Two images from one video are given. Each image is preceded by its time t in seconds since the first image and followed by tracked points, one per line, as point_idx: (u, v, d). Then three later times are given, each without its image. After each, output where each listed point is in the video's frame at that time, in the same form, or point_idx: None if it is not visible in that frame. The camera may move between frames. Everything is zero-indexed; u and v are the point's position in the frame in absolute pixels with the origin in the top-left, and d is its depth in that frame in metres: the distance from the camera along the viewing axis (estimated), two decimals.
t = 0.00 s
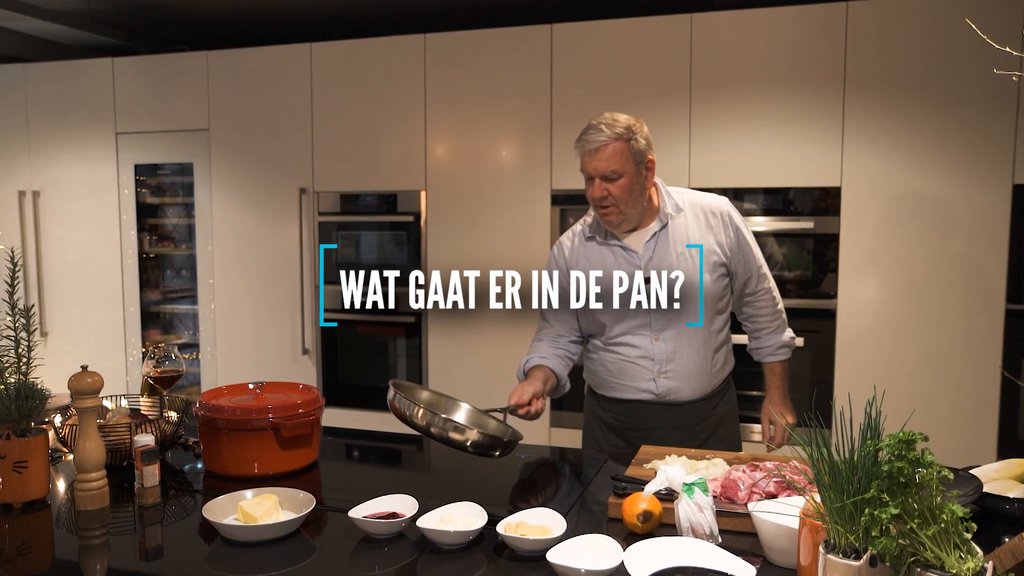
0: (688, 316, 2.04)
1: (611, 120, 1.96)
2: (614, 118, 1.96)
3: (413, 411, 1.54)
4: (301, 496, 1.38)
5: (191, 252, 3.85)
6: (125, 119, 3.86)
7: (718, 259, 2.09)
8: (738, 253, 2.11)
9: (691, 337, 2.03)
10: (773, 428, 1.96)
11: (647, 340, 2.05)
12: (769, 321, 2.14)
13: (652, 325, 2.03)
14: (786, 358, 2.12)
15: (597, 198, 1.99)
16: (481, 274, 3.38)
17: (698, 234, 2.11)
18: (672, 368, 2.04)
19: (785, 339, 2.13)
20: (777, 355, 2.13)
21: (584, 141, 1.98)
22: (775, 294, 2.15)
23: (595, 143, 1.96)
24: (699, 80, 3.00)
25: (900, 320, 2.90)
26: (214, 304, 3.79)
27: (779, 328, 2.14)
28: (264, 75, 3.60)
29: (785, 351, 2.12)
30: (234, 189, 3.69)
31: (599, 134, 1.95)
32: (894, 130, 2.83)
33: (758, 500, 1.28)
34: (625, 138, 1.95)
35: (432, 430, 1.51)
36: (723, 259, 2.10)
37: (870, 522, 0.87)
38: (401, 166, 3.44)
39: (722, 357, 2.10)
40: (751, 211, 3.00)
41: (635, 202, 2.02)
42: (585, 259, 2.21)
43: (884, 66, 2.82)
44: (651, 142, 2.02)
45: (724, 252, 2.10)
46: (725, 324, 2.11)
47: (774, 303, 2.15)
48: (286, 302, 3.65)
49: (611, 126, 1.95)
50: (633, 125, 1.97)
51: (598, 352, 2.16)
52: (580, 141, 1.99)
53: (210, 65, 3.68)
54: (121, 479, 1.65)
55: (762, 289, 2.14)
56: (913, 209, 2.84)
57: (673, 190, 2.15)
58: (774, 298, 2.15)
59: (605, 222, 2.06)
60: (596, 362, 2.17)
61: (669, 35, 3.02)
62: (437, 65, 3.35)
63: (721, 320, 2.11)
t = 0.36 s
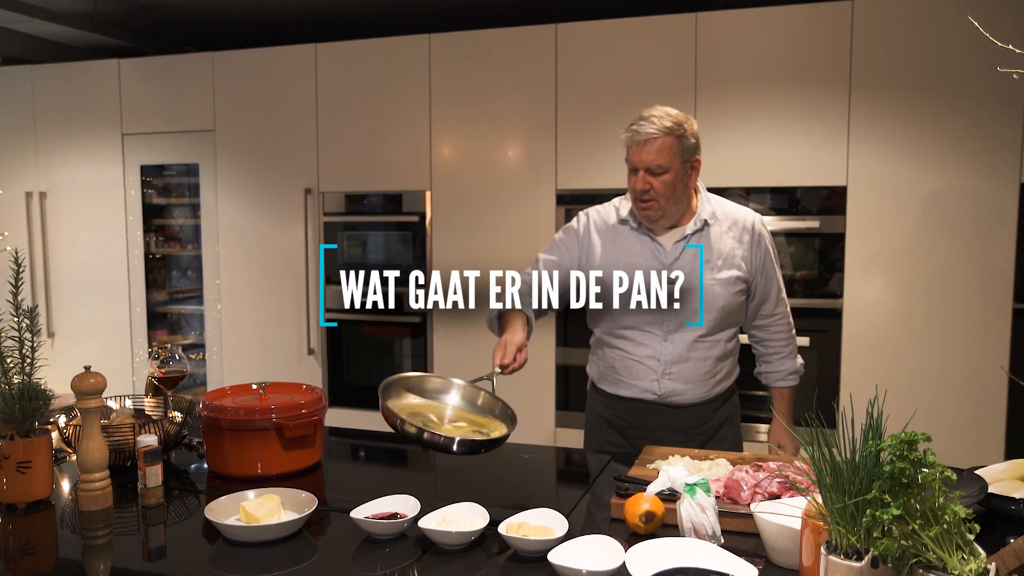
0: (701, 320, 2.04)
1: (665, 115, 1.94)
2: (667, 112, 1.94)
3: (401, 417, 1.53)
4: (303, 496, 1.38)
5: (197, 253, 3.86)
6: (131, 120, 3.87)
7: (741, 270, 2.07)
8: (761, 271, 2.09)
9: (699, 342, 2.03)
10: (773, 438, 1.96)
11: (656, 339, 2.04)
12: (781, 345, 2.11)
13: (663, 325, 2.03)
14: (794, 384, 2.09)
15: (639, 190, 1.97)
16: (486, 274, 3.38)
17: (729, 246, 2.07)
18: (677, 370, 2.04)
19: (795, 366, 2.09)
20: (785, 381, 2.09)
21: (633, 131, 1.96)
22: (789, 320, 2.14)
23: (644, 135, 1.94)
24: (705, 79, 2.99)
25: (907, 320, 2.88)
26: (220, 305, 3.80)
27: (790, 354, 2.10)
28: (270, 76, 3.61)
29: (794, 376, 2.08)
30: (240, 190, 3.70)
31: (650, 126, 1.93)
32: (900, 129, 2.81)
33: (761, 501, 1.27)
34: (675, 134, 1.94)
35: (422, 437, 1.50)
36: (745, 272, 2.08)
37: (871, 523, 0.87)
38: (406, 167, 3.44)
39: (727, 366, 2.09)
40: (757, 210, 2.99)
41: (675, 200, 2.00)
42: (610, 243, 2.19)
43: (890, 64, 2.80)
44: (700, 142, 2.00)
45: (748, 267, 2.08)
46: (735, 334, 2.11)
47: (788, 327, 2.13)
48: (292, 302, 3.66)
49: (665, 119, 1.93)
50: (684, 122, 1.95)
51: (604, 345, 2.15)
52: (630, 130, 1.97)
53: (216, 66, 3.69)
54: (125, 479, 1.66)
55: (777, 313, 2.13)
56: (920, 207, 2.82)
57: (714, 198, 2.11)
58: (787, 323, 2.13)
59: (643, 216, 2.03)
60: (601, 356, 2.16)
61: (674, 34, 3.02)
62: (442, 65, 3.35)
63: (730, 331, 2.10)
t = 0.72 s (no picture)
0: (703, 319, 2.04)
1: (662, 115, 1.94)
2: (664, 113, 1.95)
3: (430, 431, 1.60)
4: (304, 496, 1.38)
5: (203, 254, 3.87)
6: (135, 121, 3.88)
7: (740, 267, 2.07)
8: (760, 267, 2.10)
9: (701, 341, 2.03)
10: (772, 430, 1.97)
11: (660, 339, 2.03)
12: (779, 341, 2.12)
13: (665, 324, 2.03)
14: (793, 380, 2.10)
15: (636, 190, 1.97)
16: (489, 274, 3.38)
17: (727, 242, 2.07)
18: (680, 369, 2.03)
19: (793, 362, 2.10)
20: (784, 376, 2.10)
21: (631, 132, 1.96)
22: (787, 315, 2.14)
23: (642, 135, 1.94)
24: (708, 79, 2.99)
25: (913, 319, 2.87)
26: (225, 306, 3.81)
27: (788, 350, 2.12)
28: (274, 77, 3.62)
29: (793, 372, 2.09)
30: (245, 191, 3.71)
31: (647, 127, 1.93)
32: (905, 128, 2.80)
33: (763, 502, 1.26)
34: (673, 135, 1.94)
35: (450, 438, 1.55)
36: (744, 268, 2.08)
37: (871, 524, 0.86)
38: (410, 167, 3.44)
39: (728, 365, 2.09)
40: (761, 209, 2.98)
41: (673, 201, 2.00)
42: (607, 243, 2.19)
43: (894, 62, 2.79)
44: (696, 142, 2.00)
45: (747, 264, 2.08)
46: (735, 332, 2.11)
47: (785, 323, 2.14)
48: (297, 303, 3.67)
49: (663, 120, 1.93)
50: (681, 123, 1.96)
51: (605, 346, 2.14)
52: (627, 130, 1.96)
53: (220, 67, 3.70)
54: (128, 479, 1.66)
55: (775, 308, 2.13)
56: (925, 207, 2.81)
57: (710, 195, 2.11)
58: (785, 319, 2.14)
59: (640, 217, 2.03)
60: (602, 357, 2.16)
61: (677, 34, 3.01)
62: (445, 66, 3.35)
63: (730, 329, 2.09)
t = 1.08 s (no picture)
0: (695, 314, 2.03)
1: (623, 125, 1.90)
2: (625, 122, 1.90)
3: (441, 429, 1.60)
4: (304, 496, 1.39)
5: (207, 255, 3.88)
6: (140, 123, 3.89)
7: (725, 257, 2.05)
8: (745, 251, 2.08)
9: (697, 336, 2.02)
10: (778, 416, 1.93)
11: (654, 340, 2.04)
12: (776, 321, 2.12)
13: (659, 325, 2.03)
14: (797, 358, 2.10)
15: (602, 202, 1.92)
16: (491, 274, 3.38)
17: (705, 234, 2.05)
18: (679, 368, 2.02)
19: (795, 339, 2.10)
20: (788, 354, 2.10)
21: (593, 144, 1.91)
22: (782, 293, 2.12)
23: (604, 147, 1.89)
24: (711, 79, 2.98)
25: (917, 319, 2.86)
26: (229, 306, 3.82)
27: (786, 327, 2.12)
28: (277, 78, 3.62)
29: (795, 349, 2.10)
30: (248, 192, 3.72)
31: (609, 137, 1.88)
32: (909, 127, 2.79)
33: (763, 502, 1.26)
34: (635, 144, 1.89)
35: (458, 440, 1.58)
36: (729, 257, 2.06)
37: (868, 524, 0.86)
38: (413, 168, 3.45)
39: (728, 357, 2.09)
40: (764, 209, 2.97)
41: (639, 210, 1.95)
42: (588, 262, 2.12)
43: (897, 61, 2.79)
44: (660, 149, 1.96)
45: (731, 251, 2.07)
46: (731, 323, 2.10)
47: (782, 302, 2.12)
48: (301, 304, 3.68)
49: (624, 130, 1.88)
50: (643, 131, 1.91)
51: (603, 353, 2.13)
52: (589, 142, 1.92)
53: (224, 68, 3.71)
54: (130, 480, 1.67)
55: (768, 289, 2.11)
56: (929, 206, 2.80)
57: (679, 193, 2.10)
58: (781, 299, 2.12)
59: (609, 228, 1.98)
60: (601, 364, 2.14)
61: (679, 33, 3.01)
62: (448, 67, 3.36)
63: (727, 320, 2.09)
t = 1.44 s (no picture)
0: (696, 320, 2.03)
1: (637, 125, 1.89)
2: (638, 122, 1.89)
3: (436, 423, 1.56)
4: (304, 497, 1.39)
5: (211, 257, 3.88)
6: (144, 125, 3.90)
7: (732, 266, 2.05)
8: (751, 264, 2.09)
9: (697, 341, 2.02)
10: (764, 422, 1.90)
11: (652, 342, 2.03)
12: (773, 338, 2.12)
13: (659, 327, 2.03)
14: (789, 377, 2.11)
15: (618, 203, 1.91)
16: (495, 275, 3.38)
17: (715, 242, 2.05)
18: (676, 371, 2.02)
19: (789, 358, 2.12)
20: (781, 373, 2.11)
21: (606, 144, 1.91)
22: (780, 310, 2.14)
23: (618, 148, 1.88)
24: (713, 79, 2.98)
25: (920, 319, 2.85)
26: (232, 307, 3.83)
27: (783, 345, 2.13)
28: (281, 79, 3.63)
29: (789, 368, 2.11)
30: (252, 193, 3.73)
31: (623, 138, 1.88)
32: (912, 126, 2.78)
33: (762, 502, 1.25)
34: (649, 144, 1.89)
35: (448, 438, 1.54)
36: (735, 267, 2.06)
37: (864, 524, 0.86)
38: (416, 168, 3.45)
39: (725, 364, 2.09)
40: (767, 209, 2.96)
41: (655, 209, 1.95)
42: (595, 257, 2.11)
43: (899, 60, 2.78)
44: (674, 148, 1.96)
45: (738, 261, 2.07)
46: (731, 331, 2.10)
47: (780, 319, 2.14)
48: (304, 304, 3.69)
49: (638, 130, 1.88)
50: (657, 130, 1.91)
51: (600, 350, 2.13)
52: (602, 143, 1.92)
53: (228, 70, 3.72)
54: (131, 481, 1.67)
55: (769, 305, 2.12)
56: (932, 205, 2.79)
57: (693, 197, 2.09)
58: (780, 314, 2.14)
59: (624, 228, 1.97)
60: (597, 362, 2.14)
61: (682, 33, 3.01)
62: (451, 67, 3.36)
63: (726, 328, 2.09)
